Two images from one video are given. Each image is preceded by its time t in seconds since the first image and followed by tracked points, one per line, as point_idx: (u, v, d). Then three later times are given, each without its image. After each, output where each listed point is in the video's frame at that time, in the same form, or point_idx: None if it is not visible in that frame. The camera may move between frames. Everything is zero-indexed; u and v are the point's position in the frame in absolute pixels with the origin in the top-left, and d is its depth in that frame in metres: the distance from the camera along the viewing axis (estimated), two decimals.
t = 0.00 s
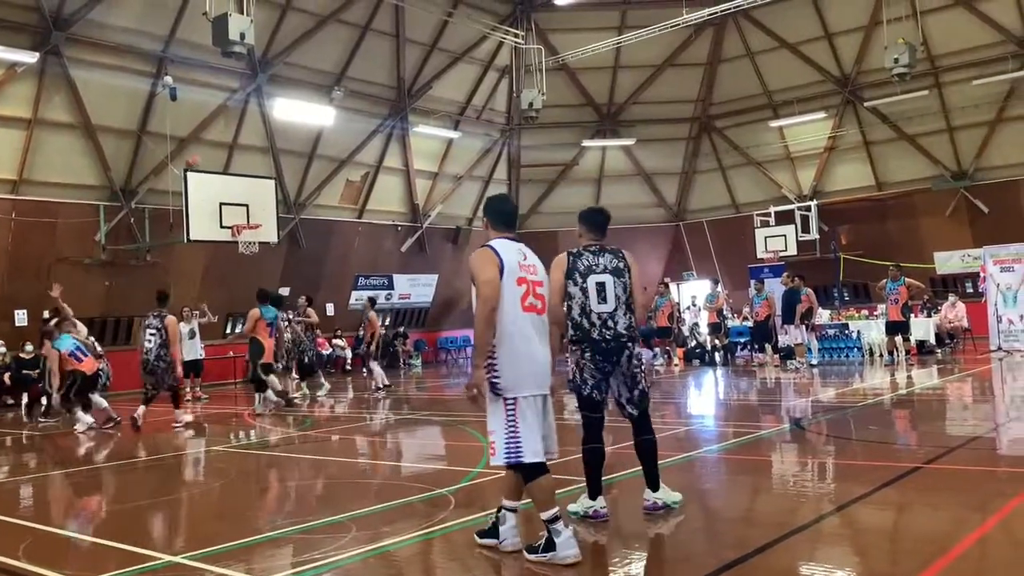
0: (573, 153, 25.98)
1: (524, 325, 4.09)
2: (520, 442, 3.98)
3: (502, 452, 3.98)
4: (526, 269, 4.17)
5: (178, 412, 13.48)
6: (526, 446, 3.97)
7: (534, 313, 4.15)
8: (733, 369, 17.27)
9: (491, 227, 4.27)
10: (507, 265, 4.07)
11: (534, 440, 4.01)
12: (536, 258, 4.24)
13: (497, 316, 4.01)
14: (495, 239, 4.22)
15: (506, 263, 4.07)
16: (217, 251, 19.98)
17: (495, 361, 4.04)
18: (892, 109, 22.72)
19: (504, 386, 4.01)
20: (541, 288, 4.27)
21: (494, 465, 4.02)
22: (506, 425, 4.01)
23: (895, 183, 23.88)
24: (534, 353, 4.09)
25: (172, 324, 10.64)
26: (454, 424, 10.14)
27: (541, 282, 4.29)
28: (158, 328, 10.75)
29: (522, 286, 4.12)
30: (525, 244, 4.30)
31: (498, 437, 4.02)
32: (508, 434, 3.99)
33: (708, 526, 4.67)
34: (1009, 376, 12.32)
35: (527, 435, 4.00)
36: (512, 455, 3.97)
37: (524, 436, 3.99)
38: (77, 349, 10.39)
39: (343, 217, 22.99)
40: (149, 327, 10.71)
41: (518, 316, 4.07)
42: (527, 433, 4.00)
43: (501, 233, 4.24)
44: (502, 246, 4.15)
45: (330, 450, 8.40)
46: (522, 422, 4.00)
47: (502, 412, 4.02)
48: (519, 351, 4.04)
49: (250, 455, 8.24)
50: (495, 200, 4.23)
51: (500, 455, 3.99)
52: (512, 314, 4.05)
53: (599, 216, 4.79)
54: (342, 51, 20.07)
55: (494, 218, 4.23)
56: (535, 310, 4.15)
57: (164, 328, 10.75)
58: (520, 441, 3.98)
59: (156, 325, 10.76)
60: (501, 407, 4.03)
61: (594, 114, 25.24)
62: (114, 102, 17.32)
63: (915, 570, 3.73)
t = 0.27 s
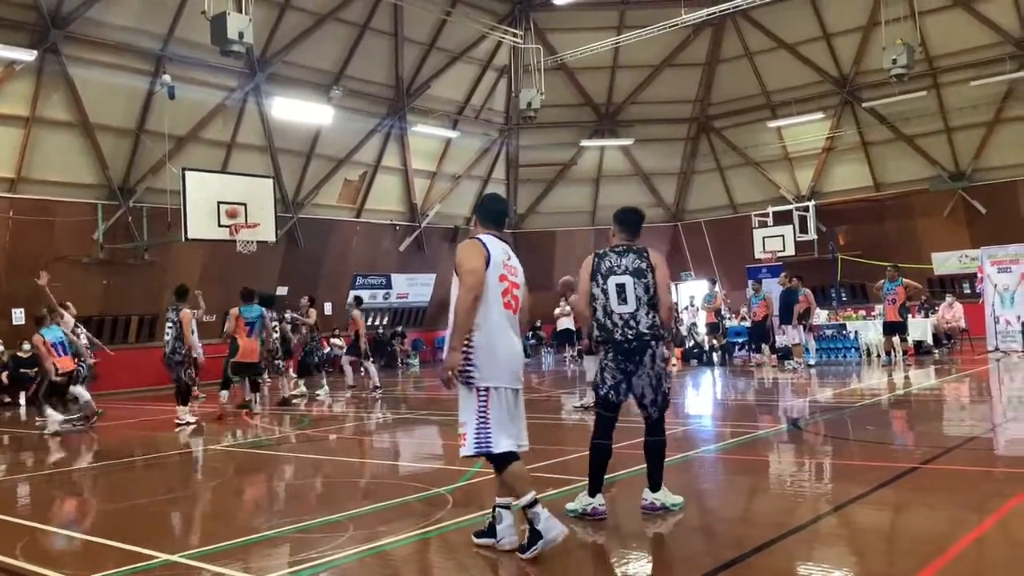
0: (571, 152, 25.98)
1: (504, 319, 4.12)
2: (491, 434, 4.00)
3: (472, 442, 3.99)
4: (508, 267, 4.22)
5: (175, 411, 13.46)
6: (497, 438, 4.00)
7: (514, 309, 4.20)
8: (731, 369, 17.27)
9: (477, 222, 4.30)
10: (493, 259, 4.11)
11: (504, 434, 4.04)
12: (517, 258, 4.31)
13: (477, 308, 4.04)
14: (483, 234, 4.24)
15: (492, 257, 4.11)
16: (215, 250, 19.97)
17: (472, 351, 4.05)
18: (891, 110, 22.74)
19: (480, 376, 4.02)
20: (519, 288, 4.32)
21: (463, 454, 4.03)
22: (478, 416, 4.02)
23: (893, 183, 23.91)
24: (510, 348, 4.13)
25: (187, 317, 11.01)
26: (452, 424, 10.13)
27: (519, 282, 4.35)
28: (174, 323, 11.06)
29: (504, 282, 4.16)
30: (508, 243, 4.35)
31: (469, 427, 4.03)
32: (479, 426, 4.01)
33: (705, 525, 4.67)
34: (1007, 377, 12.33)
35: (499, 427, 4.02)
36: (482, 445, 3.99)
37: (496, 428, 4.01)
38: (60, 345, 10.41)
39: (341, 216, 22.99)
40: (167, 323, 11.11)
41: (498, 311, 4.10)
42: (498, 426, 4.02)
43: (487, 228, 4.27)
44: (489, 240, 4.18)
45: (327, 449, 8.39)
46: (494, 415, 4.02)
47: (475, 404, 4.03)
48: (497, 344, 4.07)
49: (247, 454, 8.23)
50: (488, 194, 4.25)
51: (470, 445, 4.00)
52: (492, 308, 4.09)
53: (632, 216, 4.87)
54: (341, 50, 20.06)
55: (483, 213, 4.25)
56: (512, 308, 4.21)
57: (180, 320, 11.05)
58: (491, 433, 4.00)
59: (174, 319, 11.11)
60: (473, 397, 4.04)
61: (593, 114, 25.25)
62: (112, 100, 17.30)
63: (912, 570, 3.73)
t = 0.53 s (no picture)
0: (571, 152, 25.99)
1: (494, 320, 4.09)
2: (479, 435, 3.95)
3: (460, 442, 3.95)
4: (500, 268, 4.19)
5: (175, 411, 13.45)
6: (486, 440, 3.96)
7: (504, 311, 4.18)
8: (731, 368, 17.26)
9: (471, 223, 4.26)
10: (486, 260, 4.08)
11: (492, 435, 4.00)
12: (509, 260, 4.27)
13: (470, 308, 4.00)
14: (473, 234, 4.20)
15: (484, 258, 4.07)
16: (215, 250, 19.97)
17: (463, 351, 4.02)
18: (891, 109, 22.74)
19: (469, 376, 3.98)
20: (510, 290, 4.29)
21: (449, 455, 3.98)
22: (465, 417, 3.97)
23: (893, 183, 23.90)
24: (501, 350, 4.09)
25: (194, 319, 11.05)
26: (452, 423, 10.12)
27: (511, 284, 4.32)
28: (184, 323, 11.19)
29: (495, 284, 4.13)
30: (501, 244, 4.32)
31: (457, 428, 3.98)
32: (467, 427, 3.96)
33: (705, 525, 4.67)
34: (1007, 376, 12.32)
35: (487, 428, 3.98)
36: (469, 447, 3.95)
37: (484, 429, 3.97)
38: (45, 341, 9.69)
39: (341, 216, 23.00)
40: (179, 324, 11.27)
41: (488, 312, 4.08)
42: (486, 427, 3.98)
43: (480, 229, 4.23)
44: (482, 240, 4.14)
45: (327, 449, 8.38)
46: (482, 416, 3.98)
47: (463, 405, 3.98)
48: (487, 345, 4.04)
49: (247, 454, 8.21)
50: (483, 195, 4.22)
51: (457, 446, 3.96)
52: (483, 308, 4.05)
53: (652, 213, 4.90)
54: (340, 50, 20.05)
55: (477, 213, 4.22)
56: (503, 309, 4.17)
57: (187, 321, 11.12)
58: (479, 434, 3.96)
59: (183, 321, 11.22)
60: (462, 397, 3.99)
61: (593, 114, 25.26)
62: (112, 100, 17.30)
63: (912, 569, 3.73)
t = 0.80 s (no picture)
0: (573, 152, 26.00)
1: (481, 327, 3.90)
2: (470, 445, 3.80)
3: (453, 452, 3.80)
4: (489, 269, 3.97)
5: (177, 412, 13.45)
6: (477, 449, 3.80)
7: (496, 314, 3.96)
8: (734, 368, 17.25)
9: (460, 224, 4.07)
10: (468, 264, 3.89)
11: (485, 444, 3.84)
12: (501, 259, 4.03)
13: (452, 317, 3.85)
14: (460, 236, 4.03)
15: (467, 262, 3.89)
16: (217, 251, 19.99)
17: (452, 360, 3.88)
18: (893, 109, 22.74)
19: (458, 385, 3.85)
20: (505, 289, 4.05)
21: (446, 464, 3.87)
22: (458, 425, 3.83)
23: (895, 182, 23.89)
24: (492, 356, 3.90)
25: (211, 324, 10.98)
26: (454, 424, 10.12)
27: (506, 283, 4.07)
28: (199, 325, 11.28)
29: (483, 287, 3.93)
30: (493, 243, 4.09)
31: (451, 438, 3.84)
32: (459, 437, 3.81)
33: (707, 525, 4.67)
34: (1009, 376, 12.29)
35: (478, 437, 3.82)
36: (463, 457, 3.79)
37: (476, 438, 3.81)
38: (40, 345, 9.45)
39: (342, 217, 23.02)
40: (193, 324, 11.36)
41: (475, 318, 3.89)
42: (478, 436, 3.82)
43: (468, 230, 4.04)
44: (466, 243, 3.95)
45: (329, 450, 8.37)
46: (474, 425, 3.82)
47: (454, 414, 3.84)
48: (476, 351, 3.87)
49: (249, 455, 8.21)
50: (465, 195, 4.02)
51: (450, 456, 3.82)
52: (468, 314, 3.88)
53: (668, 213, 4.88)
54: (342, 51, 20.06)
55: (462, 215, 4.04)
56: (495, 313, 3.95)
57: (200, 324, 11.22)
58: (471, 444, 3.80)
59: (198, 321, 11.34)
60: (454, 407, 3.85)
61: (594, 114, 25.27)
62: (113, 101, 17.30)
63: (913, 569, 3.73)
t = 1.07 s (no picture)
0: (577, 153, 26.01)
1: (474, 331, 3.83)
2: (475, 449, 3.75)
3: (458, 457, 3.75)
4: (479, 269, 3.89)
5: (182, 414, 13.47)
6: (482, 453, 3.74)
7: (490, 315, 3.88)
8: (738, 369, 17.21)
9: (451, 224, 3.99)
10: (454, 269, 3.82)
11: (491, 446, 3.77)
12: (493, 256, 3.94)
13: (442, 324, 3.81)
14: (450, 238, 3.97)
15: (453, 267, 3.83)
16: (221, 253, 20.02)
17: (449, 365, 3.85)
18: (897, 109, 22.72)
19: (459, 389, 3.80)
20: (501, 285, 3.96)
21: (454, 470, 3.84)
22: (463, 430, 3.79)
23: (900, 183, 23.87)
24: (489, 357, 3.82)
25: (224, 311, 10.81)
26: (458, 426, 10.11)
27: (502, 278, 3.98)
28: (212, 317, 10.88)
29: (474, 288, 3.85)
30: (485, 241, 4.00)
31: (456, 443, 3.80)
32: (464, 442, 3.77)
33: (712, 527, 4.66)
34: (1015, 377, 12.24)
35: (483, 440, 3.76)
36: (469, 461, 3.75)
37: (480, 442, 3.76)
38: (45, 343, 9.45)
39: (346, 219, 23.05)
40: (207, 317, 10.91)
41: (466, 322, 3.82)
42: (483, 439, 3.76)
43: (458, 230, 3.98)
44: (453, 246, 3.89)
45: (333, 452, 8.37)
46: (477, 428, 3.77)
47: (458, 419, 3.80)
48: (472, 355, 3.80)
49: (254, 457, 8.22)
50: (450, 196, 3.95)
51: (457, 461, 3.78)
52: (459, 318, 3.82)
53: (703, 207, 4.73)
54: (346, 53, 20.10)
55: (451, 215, 3.97)
56: (490, 311, 3.88)
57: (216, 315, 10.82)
58: (476, 447, 3.75)
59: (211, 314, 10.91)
60: (457, 411, 3.81)
61: (598, 116, 25.29)
62: (117, 104, 17.34)
63: (921, 571, 3.71)
